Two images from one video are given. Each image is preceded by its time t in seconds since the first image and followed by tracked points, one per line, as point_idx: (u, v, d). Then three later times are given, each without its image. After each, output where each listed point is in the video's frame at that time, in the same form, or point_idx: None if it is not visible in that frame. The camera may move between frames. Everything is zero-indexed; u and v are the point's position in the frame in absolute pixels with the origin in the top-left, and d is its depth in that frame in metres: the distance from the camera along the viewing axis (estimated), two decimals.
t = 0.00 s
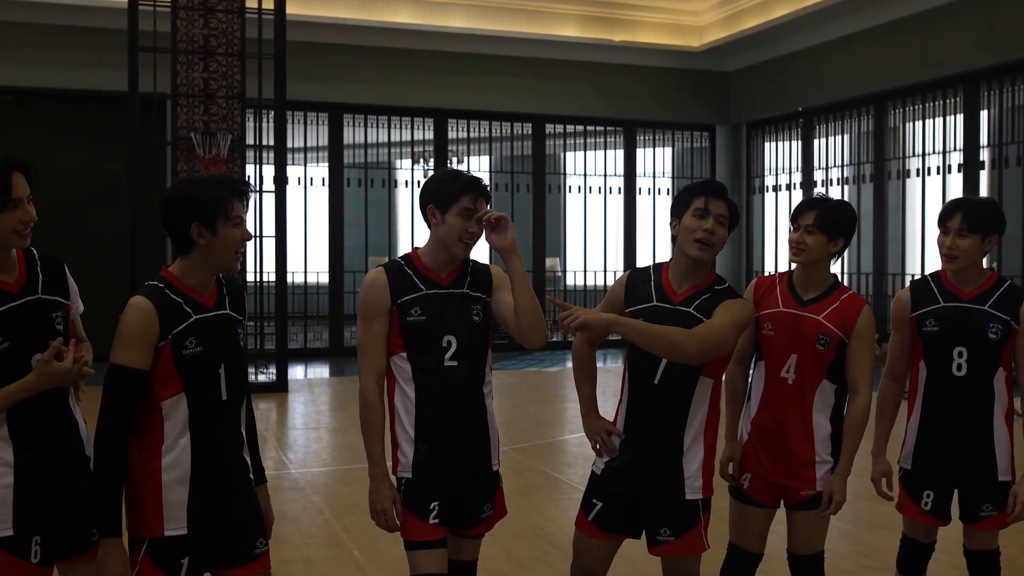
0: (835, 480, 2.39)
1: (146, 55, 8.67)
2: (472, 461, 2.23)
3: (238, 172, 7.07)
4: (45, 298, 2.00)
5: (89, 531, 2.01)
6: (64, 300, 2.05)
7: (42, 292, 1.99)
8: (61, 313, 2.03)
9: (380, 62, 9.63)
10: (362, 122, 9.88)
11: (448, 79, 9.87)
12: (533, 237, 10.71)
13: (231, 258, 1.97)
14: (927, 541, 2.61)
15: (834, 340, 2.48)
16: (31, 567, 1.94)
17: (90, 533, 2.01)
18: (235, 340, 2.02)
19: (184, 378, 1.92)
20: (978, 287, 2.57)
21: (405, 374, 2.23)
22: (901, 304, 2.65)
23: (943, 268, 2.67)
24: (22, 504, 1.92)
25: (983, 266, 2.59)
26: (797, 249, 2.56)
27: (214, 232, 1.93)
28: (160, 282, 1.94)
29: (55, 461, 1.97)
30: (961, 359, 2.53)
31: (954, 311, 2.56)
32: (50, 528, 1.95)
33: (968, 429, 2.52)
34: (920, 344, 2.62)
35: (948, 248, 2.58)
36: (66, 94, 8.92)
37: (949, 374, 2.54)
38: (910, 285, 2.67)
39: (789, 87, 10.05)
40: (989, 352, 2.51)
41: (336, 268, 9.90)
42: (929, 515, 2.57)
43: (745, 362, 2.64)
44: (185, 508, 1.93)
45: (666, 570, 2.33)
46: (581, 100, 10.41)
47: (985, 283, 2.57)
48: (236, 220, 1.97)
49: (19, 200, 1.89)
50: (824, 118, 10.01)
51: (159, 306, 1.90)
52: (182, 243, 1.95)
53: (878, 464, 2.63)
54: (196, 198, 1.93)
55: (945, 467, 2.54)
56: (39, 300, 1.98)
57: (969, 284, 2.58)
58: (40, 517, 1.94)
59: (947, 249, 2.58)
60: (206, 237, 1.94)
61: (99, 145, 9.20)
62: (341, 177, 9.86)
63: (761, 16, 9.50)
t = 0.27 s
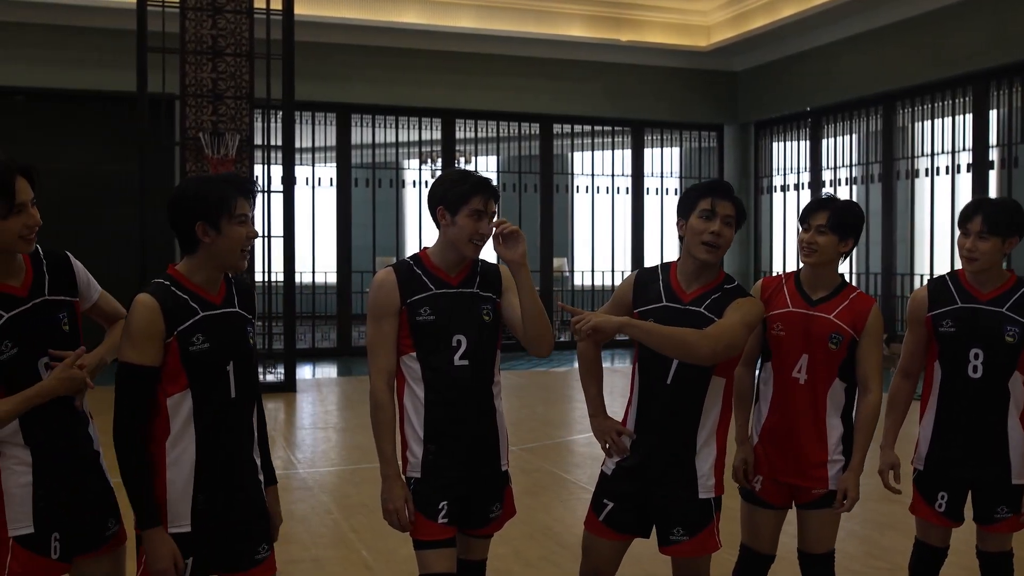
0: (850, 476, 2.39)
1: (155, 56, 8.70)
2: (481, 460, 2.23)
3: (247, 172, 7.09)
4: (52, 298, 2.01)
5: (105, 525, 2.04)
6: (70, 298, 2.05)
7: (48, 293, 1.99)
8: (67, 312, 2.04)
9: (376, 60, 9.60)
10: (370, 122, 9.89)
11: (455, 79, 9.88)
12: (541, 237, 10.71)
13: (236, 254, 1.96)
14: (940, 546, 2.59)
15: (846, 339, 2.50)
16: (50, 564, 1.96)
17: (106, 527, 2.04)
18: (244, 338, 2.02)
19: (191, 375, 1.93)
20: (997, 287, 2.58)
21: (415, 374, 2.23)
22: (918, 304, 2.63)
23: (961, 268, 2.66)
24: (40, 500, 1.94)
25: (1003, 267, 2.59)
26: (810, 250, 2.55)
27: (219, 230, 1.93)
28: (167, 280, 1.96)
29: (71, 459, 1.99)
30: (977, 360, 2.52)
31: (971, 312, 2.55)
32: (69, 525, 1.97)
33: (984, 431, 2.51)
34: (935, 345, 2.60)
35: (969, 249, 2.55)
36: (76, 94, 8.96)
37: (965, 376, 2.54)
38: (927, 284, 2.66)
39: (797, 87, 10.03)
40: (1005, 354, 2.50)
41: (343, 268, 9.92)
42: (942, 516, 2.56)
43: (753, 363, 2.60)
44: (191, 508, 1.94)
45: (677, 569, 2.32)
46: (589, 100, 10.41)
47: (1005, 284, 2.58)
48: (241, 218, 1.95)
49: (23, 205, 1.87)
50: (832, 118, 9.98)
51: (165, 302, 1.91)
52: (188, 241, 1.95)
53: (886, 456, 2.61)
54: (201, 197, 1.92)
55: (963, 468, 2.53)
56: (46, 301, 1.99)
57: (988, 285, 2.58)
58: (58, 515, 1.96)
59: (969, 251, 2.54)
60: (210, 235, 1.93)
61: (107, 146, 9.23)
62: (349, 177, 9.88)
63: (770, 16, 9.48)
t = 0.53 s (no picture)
0: (861, 471, 2.43)
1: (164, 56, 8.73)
2: (491, 458, 2.23)
3: (256, 172, 7.11)
4: (64, 298, 2.01)
5: (115, 525, 2.03)
6: (82, 299, 2.06)
7: (60, 292, 1.99)
8: (79, 312, 2.04)
9: (389, 61, 9.63)
10: (379, 122, 9.91)
11: (463, 79, 9.88)
12: (550, 237, 10.71)
13: (240, 250, 1.97)
14: (951, 549, 2.54)
15: (848, 335, 2.52)
16: (59, 564, 1.96)
17: (116, 528, 2.03)
18: (251, 336, 2.03)
19: (198, 374, 1.94)
20: (1015, 289, 2.55)
21: (424, 375, 2.23)
22: (933, 303, 2.64)
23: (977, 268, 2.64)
24: (49, 502, 1.94)
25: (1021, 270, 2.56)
26: (814, 249, 2.55)
27: (218, 227, 1.94)
28: (171, 281, 1.97)
29: (81, 458, 1.99)
30: (993, 363, 2.51)
31: (987, 314, 2.54)
32: (77, 526, 1.97)
33: (1000, 433, 2.50)
34: (949, 346, 2.61)
35: (989, 253, 2.52)
36: (86, 95, 8.99)
37: (981, 378, 2.53)
38: (942, 284, 2.65)
39: (806, 87, 10.00)
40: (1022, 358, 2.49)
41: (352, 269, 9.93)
42: (953, 513, 2.54)
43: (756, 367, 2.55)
44: (203, 507, 1.95)
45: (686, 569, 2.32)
46: (598, 100, 10.40)
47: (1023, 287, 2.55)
48: (241, 213, 1.97)
49: (39, 202, 1.89)
50: (841, 117, 9.95)
51: (169, 303, 1.92)
52: (190, 241, 1.97)
53: (896, 467, 2.63)
54: (201, 195, 1.94)
55: (982, 472, 2.51)
56: (58, 300, 1.99)
57: (1004, 287, 2.56)
58: (67, 515, 1.96)
59: (989, 254, 2.52)
60: (211, 233, 1.95)
61: (117, 146, 9.27)
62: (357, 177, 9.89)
63: (778, 15, 9.46)
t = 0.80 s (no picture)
0: (861, 462, 2.47)
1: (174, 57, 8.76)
2: (499, 460, 2.23)
3: (266, 172, 7.13)
4: (78, 300, 2.01)
5: (125, 531, 2.00)
6: (96, 303, 2.05)
7: (73, 294, 2.00)
8: (93, 315, 2.04)
9: (386, 60, 9.60)
10: (388, 122, 9.93)
11: (472, 79, 9.89)
12: (558, 236, 10.71)
13: (225, 254, 1.96)
14: (952, 549, 2.58)
15: (847, 331, 2.53)
16: (61, 570, 1.94)
17: (123, 535, 2.00)
18: (260, 336, 2.04)
19: (205, 375, 1.95)
20: (1014, 289, 2.55)
21: (436, 375, 2.24)
22: (933, 306, 2.63)
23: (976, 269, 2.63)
24: (53, 508, 1.92)
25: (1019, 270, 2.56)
26: (809, 247, 2.53)
27: (203, 228, 1.96)
28: (178, 283, 1.98)
29: (85, 462, 1.96)
30: (994, 365, 2.50)
31: (987, 315, 2.53)
32: (81, 532, 1.94)
33: (999, 436, 2.49)
34: (952, 349, 2.59)
35: (985, 252, 2.53)
36: (96, 95, 9.02)
37: (982, 380, 2.51)
38: (941, 287, 2.65)
39: (816, 86, 9.98)
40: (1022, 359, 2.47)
41: (361, 269, 9.95)
42: (953, 520, 2.55)
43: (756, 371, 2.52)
44: (210, 508, 1.96)
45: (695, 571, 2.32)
46: (606, 100, 10.39)
47: (1021, 287, 2.55)
48: (225, 218, 1.96)
49: (55, 199, 1.90)
50: (851, 117, 9.92)
51: (174, 305, 1.93)
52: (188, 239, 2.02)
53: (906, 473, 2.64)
54: (193, 196, 1.96)
55: (985, 476, 2.50)
56: (70, 301, 1.99)
57: (1002, 288, 2.55)
58: (70, 519, 1.93)
59: (985, 252, 2.52)
60: (197, 231, 1.98)
61: (127, 147, 9.30)
62: (367, 177, 9.91)
63: (789, 14, 9.42)
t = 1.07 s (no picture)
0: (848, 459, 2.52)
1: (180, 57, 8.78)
2: (503, 461, 2.24)
3: (271, 172, 7.14)
4: (86, 301, 2.01)
5: (126, 537, 2.00)
6: (106, 306, 2.05)
7: (82, 295, 2.00)
8: (101, 317, 2.04)
9: (387, 60, 9.60)
10: (393, 122, 9.93)
11: (477, 79, 9.89)
12: (563, 237, 10.72)
13: (219, 250, 1.97)
14: (951, 550, 2.57)
15: (834, 331, 2.56)
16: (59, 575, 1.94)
17: (126, 541, 2.00)
18: (263, 337, 2.04)
19: (207, 375, 1.96)
20: (1003, 288, 2.56)
21: (442, 375, 2.24)
22: (924, 308, 2.63)
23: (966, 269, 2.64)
24: (50, 511, 1.92)
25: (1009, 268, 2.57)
26: (794, 255, 2.55)
27: (197, 226, 2.00)
28: (182, 284, 2.00)
29: (78, 462, 1.95)
30: (987, 365, 2.50)
31: (980, 314, 2.53)
32: (77, 535, 1.94)
33: (993, 436, 2.49)
34: (943, 351, 2.60)
35: (974, 251, 2.54)
36: (100, 96, 9.04)
37: (975, 380, 2.52)
38: (931, 288, 2.65)
39: (821, 86, 9.96)
40: (1015, 358, 2.48)
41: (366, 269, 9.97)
42: (953, 522, 2.54)
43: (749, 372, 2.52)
44: (211, 509, 1.97)
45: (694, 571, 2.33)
46: (611, 100, 10.39)
47: (1009, 287, 2.56)
48: (214, 212, 1.98)
49: (60, 194, 1.92)
50: (856, 117, 9.90)
51: (176, 306, 1.95)
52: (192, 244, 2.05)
53: (903, 478, 2.62)
54: (185, 196, 2.00)
55: (977, 477, 2.51)
56: (78, 301, 2.00)
57: (993, 287, 2.56)
58: (67, 521, 1.93)
59: (974, 252, 2.53)
60: (193, 232, 2.02)
61: (133, 146, 9.33)
62: (372, 178, 9.92)
63: (794, 14, 9.41)
